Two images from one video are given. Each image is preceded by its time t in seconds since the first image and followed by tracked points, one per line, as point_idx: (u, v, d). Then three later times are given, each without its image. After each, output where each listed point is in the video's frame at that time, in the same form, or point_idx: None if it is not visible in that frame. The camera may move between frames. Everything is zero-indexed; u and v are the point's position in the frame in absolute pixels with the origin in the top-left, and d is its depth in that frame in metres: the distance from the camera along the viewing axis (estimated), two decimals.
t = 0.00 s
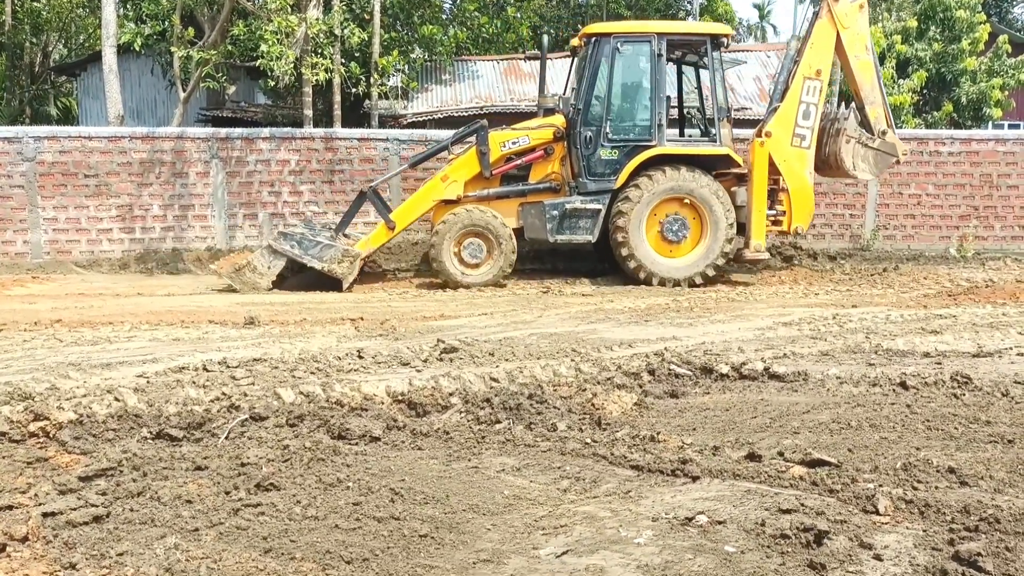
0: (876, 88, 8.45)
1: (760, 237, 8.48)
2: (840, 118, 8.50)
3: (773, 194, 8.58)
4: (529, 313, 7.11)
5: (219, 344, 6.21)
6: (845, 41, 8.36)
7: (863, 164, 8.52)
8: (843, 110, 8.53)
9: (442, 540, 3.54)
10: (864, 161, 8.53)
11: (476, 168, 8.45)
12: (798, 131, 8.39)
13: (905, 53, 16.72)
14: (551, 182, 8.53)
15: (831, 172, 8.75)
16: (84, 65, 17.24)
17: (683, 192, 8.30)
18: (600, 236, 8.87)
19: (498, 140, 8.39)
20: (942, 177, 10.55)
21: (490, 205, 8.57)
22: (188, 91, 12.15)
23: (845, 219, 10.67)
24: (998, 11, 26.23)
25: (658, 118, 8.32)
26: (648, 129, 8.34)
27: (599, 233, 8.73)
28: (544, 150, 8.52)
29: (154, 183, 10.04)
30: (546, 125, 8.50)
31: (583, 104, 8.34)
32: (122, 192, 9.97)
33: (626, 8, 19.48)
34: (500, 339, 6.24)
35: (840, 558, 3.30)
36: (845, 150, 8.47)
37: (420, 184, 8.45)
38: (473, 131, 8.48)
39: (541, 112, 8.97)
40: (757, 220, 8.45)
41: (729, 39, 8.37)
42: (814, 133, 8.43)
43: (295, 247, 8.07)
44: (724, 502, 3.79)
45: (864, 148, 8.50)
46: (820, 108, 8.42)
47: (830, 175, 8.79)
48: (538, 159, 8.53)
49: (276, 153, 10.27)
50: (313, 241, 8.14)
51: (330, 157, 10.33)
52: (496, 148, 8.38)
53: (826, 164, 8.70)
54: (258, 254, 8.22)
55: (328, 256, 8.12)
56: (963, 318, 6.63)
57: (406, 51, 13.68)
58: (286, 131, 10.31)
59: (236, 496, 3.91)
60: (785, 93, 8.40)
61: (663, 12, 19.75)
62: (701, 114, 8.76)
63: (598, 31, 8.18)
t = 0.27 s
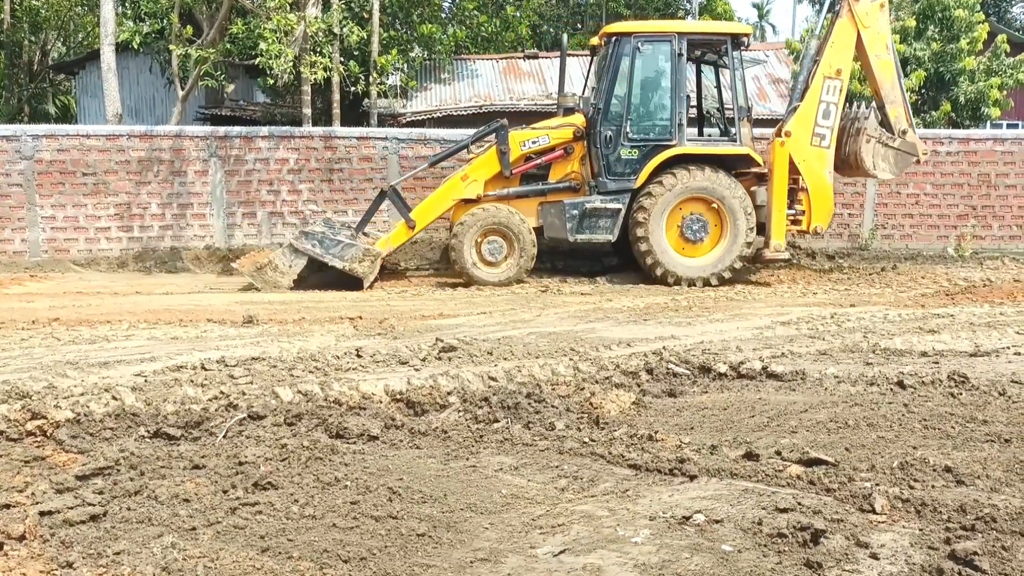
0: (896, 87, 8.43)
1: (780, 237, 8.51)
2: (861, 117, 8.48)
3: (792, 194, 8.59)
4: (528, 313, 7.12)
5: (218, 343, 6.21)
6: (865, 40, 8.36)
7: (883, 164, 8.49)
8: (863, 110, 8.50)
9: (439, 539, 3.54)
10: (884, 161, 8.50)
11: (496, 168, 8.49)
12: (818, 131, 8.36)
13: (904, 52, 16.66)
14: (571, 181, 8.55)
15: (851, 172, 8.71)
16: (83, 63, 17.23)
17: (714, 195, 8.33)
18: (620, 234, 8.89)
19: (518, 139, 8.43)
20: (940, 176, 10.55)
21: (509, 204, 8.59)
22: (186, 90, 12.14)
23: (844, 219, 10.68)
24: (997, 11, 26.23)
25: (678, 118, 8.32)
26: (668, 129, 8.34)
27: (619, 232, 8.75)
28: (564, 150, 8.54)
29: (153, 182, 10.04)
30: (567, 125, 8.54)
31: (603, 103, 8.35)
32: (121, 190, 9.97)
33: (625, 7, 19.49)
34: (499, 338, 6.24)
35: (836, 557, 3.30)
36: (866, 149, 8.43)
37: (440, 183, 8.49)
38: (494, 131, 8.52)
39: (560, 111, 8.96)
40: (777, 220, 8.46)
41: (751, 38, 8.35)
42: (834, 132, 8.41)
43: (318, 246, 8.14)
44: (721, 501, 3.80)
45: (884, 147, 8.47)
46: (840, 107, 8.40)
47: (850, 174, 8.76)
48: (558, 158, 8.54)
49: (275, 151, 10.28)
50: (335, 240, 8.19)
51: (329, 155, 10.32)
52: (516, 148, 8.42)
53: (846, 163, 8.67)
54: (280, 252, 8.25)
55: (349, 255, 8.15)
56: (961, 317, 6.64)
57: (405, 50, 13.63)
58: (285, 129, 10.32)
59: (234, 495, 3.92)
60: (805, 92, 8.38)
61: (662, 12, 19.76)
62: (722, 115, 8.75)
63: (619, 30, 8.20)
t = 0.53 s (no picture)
0: (915, 85, 8.38)
1: (799, 235, 8.47)
2: (879, 115, 8.45)
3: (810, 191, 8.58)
4: (525, 309, 7.11)
5: (215, 339, 6.20)
6: (884, 37, 8.32)
7: (901, 161, 8.45)
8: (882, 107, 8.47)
9: (436, 536, 3.55)
10: (903, 159, 8.46)
11: (515, 164, 8.49)
12: (835, 128, 8.35)
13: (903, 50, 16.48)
14: (589, 178, 8.56)
15: (870, 169, 8.68)
16: (80, 59, 17.20)
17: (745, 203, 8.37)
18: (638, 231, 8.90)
19: (537, 136, 8.44)
20: (937, 174, 10.56)
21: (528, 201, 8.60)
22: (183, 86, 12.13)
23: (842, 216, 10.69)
24: (995, 8, 26.23)
25: (698, 116, 8.32)
26: (688, 126, 8.34)
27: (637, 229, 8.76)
28: (583, 146, 8.53)
29: (149, 178, 10.02)
30: (586, 121, 8.51)
31: (622, 101, 8.35)
32: (117, 186, 9.95)
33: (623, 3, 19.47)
34: (496, 335, 6.24)
35: (832, 554, 3.31)
36: (884, 147, 8.40)
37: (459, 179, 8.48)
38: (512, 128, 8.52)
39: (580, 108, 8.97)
40: (797, 217, 8.43)
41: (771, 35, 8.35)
42: (853, 129, 8.39)
43: (337, 243, 8.08)
44: (717, 498, 3.81)
45: (903, 145, 8.43)
46: (859, 105, 8.37)
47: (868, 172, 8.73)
48: (577, 155, 8.54)
49: (273, 147, 10.27)
50: (355, 237, 8.14)
51: (326, 152, 10.32)
52: (535, 145, 8.44)
53: (864, 161, 8.64)
54: (300, 249, 8.25)
55: (369, 252, 8.11)
56: (957, 314, 6.65)
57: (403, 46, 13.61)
58: (283, 125, 10.31)
59: (230, 492, 3.91)
60: (823, 89, 8.37)
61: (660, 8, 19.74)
62: (738, 112, 8.69)
63: (639, 27, 8.17)
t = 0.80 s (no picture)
0: (932, 82, 8.42)
1: (820, 232, 8.52)
2: (898, 112, 8.46)
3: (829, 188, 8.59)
4: (522, 308, 7.11)
5: (212, 338, 6.20)
6: (902, 35, 8.34)
7: (919, 158, 8.47)
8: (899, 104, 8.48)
9: (433, 534, 3.55)
10: (920, 155, 8.49)
11: (535, 163, 8.51)
12: (853, 126, 8.35)
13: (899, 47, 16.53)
14: (608, 177, 8.62)
15: (887, 166, 8.69)
16: (75, 57, 17.17)
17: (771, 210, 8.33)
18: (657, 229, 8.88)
19: (557, 134, 8.47)
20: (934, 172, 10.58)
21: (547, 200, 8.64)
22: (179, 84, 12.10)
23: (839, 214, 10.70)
24: (991, 6, 26.26)
25: (717, 113, 8.29)
26: (707, 123, 8.31)
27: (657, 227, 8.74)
28: (602, 145, 8.58)
29: (146, 177, 10.01)
30: (605, 119, 8.55)
31: (642, 99, 8.32)
32: (114, 185, 9.93)
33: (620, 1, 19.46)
34: (493, 333, 6.24)
35: (829, 551, 3.31)
36: (903, 143, 8.41)
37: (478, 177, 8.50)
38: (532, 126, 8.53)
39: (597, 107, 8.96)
40: (817, 215, 8.47)
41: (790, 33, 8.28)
42: (871, 127, 8.39)
43: (360, 242, 8.12)
44: (715, 496, 3.81)
45: (921, 142, 8.45)
46: (877, 102, 8.38)
47: (885, 169, 8.74)
48: (596, 153, 8.59)
49: (269, 146, 10.26)
50: (376, 236, 8.18)
51: (323, 150, 10.32)
52: (555, 143, 8.46)
53: (882, 158, 8.65)
54: (321, 248, 8.22)
55: (391, 251, 8.17)
56: (953, 312, 6.67)
57: (399, 45, 13.59)
58: (279, 124, 10.29)
59: (227, 491, 3.91)
60: (842, 86, 8.37)
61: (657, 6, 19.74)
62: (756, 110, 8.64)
63: (660, 25, 8.13)
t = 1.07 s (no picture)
0: (954, 81, 8.43)
1: (842, 232, 8.52)
2: (919, 112, 8.46)
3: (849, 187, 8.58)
4: (520, 307, 7.11)
5: (209, 336, 6.19)
6: (924, 34, 8.34)
7: (941, 158, 8.46)
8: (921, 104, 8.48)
9: (431, 533, 3.55)
10: (943, 155, 8.47)
11: (557, 162, 8.51)
12: (874, 125, 8.34)
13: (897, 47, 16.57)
14: (630, 176, 8.61)
15: (909, 166, 8.70)
16: (73, 56, 17.14)
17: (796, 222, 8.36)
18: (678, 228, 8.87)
19: (579, 133, 8.46)
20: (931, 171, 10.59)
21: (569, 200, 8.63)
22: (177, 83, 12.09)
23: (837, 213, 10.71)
24: (987, 6, 26.31)
25: (741, 113, 8.27)
26: (730, 123, 8.31)
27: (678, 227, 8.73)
28: (625, 144, 8.58)
29: (143, 175, 9.99)
30: (628, 119, 8.56)
31: (665, 99, 8.32)
32: (111, 183, 9.92)
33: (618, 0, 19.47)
34: (491, 332, 6.24)
35: (826, 550, 3.32)
36: (924, 143, 8.41)
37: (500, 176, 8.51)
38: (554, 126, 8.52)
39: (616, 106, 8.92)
40: (839, 215, 8.47)
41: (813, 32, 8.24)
42: (892, 126, 8.39)
43: (383, 241, 8.13)
44: (713, 495, 3.81)
45: (943, 142, 8.44)
46: (898, 101, 8.38)
47: (908, 168, 8.74)
48: (619, 153, 8.58)
49: (267, 145, 10.24)
50: (400, 234, 8.18)
51: (320, 148, 10.32)
52: (577, 142, 8.45)
53: (904, 158, 8.66)
54: (345, 247, 8.25)
55: (414, 250, 8.18)
56: (950, 311, 6.68)
57: (397, 43, 13.61)
58: (276, 123, 10.27)
59: (225, 489, 3.91)
60: (863, 86, 8.38)
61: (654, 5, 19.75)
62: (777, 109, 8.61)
63: (683, 24, 8.12)
